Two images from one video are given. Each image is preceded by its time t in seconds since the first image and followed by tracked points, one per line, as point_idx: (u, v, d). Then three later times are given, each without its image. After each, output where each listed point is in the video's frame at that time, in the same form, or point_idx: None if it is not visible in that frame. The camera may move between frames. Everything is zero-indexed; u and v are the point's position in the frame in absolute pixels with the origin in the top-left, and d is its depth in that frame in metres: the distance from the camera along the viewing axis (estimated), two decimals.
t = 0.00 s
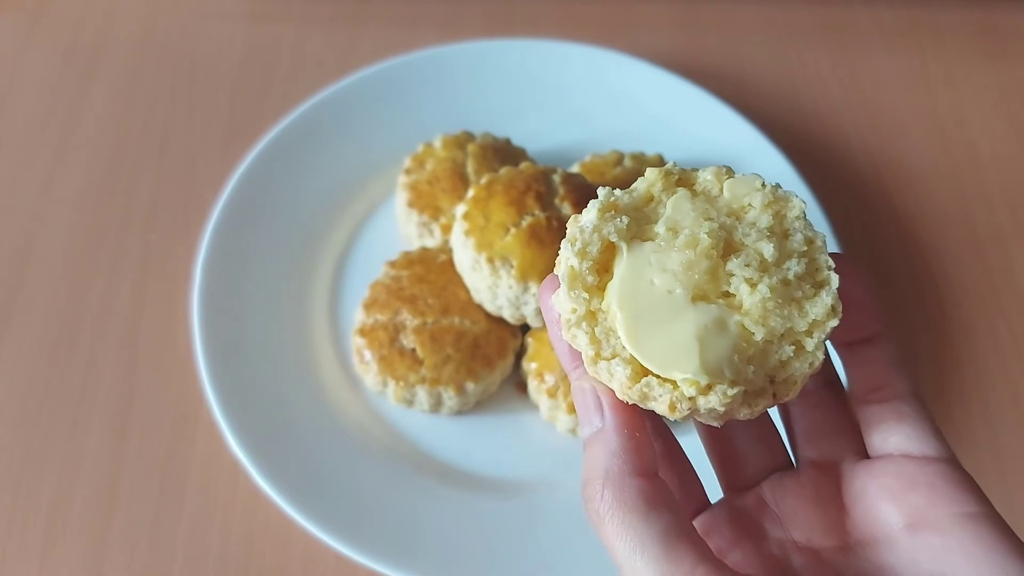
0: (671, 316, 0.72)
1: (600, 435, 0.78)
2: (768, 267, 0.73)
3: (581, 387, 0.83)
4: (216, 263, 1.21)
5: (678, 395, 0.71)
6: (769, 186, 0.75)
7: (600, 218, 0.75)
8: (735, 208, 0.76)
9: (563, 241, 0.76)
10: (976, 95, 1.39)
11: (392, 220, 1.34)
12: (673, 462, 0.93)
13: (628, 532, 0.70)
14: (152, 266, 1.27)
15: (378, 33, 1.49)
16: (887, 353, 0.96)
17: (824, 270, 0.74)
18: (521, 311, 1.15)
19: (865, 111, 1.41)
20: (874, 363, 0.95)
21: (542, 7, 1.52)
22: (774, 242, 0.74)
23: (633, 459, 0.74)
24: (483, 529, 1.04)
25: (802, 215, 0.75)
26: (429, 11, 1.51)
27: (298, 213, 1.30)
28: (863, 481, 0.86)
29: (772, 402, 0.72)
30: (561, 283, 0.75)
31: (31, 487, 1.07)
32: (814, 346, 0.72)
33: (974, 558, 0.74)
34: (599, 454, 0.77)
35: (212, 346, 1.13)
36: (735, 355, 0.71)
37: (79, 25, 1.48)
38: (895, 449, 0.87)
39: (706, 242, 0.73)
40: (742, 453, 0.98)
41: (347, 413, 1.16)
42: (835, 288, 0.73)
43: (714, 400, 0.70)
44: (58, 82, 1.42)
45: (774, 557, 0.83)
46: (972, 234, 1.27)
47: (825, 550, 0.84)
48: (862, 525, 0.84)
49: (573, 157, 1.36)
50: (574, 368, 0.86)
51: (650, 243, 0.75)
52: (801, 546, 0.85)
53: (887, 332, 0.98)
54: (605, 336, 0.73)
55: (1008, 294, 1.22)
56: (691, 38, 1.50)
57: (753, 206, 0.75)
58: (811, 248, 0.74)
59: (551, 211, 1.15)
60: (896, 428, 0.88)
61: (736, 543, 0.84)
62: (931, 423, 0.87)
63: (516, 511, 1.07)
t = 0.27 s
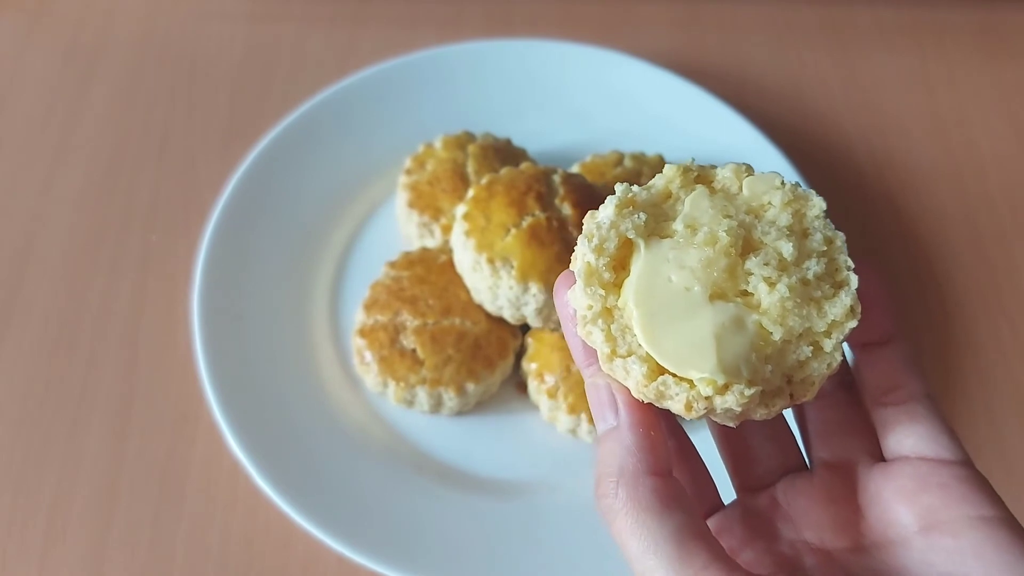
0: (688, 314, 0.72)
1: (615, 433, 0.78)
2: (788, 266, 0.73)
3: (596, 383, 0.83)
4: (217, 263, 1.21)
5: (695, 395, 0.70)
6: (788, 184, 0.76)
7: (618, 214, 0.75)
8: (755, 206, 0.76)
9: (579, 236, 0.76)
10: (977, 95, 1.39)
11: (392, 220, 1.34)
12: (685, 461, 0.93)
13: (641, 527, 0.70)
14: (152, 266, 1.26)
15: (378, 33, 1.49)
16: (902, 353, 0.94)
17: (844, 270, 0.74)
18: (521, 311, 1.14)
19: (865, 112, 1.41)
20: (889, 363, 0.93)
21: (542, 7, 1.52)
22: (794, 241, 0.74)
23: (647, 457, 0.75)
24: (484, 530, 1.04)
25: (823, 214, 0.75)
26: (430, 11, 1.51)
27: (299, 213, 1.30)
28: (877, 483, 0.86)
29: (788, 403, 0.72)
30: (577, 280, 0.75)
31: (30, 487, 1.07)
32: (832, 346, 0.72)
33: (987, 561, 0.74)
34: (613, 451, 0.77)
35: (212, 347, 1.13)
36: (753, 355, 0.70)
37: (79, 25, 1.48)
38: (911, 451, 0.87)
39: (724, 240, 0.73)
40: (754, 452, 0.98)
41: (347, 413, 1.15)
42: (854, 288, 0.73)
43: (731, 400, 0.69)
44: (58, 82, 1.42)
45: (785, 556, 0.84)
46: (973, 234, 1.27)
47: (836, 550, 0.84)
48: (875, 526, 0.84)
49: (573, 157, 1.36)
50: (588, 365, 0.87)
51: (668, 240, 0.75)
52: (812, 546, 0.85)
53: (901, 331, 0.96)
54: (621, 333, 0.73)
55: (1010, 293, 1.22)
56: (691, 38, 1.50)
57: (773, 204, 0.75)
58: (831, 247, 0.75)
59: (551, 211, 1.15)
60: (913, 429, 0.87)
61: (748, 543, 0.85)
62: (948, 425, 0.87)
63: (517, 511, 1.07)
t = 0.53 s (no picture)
0: (693, 320, 0.72)
1: (618, 439, 0.78)
2: (794, 271, 0.73)
3: (598, 389, 0.82)
4: (216, 263, 1.21)
5: (699, 403, 0.70)
6: (795, 187, 0.75)
7: (621, 217, 0.75)
8: (761, 209, 0.76)
9: (582, 240, 0.76)
10: (977, 95, 1.39)
11: (392, 220, 1.34)
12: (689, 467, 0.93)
13: (646, 539, 0.70)
14: (152, 267, 1.26)
15: (378, 33, 1.49)
16: (909, 359, 0.95)
17: (851, 275, 0.74)
18: (521, 311, 1.14)
19: (865, 112, 1.41)
20: (895, 370, 0.94)
21: (542, 7, 1.52)
22: (801, 246, 0.74)
23: (651, 466, 0.74)
24: (484, 530, 1.04)
25: (830, 217, 0.75)
26: (430, 11, 1.51)
27: (298, 213, 1.30)
28: (884, 492, 0.87)
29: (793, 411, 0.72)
30: (580, 284, 0.75)
31: (31, 487, 1.07)
32: (839, 353, 0.72)
33: (996, 570, 0.73)
34: (616, 458, 0.77)
35: (212, 346, 1.13)
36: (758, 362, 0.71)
37: (79, 25, 1.48)
38: (918, 459, 0.87)
39: (731, 245, 0.73)
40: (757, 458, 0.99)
41: (346, 414, 1.16)
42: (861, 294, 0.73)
43: (736, 408, 0.69)
44: (58, 82, 1.42)
45: (790, 564, 0.84)
46: (973, 234, 1.27)
47: (843, 559, 0.84)
48: (881, 536, 0.84)
49: (573, 157, 1.36)
50: (590, 370, 0.86)
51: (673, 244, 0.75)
52: (817, 555, 0.85)
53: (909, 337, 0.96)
54: (624, 339, 0.73)
55: (1010, 293, 1.22)
56: (691, 38, 1.50)
57: (779, 208, 0.75)
58: (838, 252, 0.74)
59: (550, 211, 1.15)
60: (919, 438, 0.88)
61: (753, 551, 0.85)
62: (954, 432, 0.87)
63: (517, 511, 1.07)
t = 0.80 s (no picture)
0: (703, 328, 0.72)
1: (624, 448, 0.78)
2: (804, 279, 0.73)
3: (605, 397, 0.82)
4: (216, 263, 1.21)
5: (708, 411, 0.70)
6: (806, 195, 0.75)
7: (630, 223, 0.75)
8: (771, 215, 0.76)
9: (590, 246, 0.76)
10: (976, 95, 1.39)
11: (392, 220, 1.34)
12: (696, 475, 0.93)
13: (654, 547, 0.70)
14: (153, 267, 1.26)
15: (378, 33, 1.49)
16: (919, 366, 0.95)
17: (862, 283, 0.74)
18: (521, 311, 1.14)
19: (864, 111, 1.41)
20: (905, 377, 0.94)
21: (542, 7, 1.52)
22: (812, 254, 0.74)
23: (658, 474, 0.74)
24: (485, 531, 1.04)
25: (841, 224, 0.75)
26: (430, 11, 1.51)
27: (299, 213, 1.30)
28: (893, 500, 0.87)
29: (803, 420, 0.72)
30: (588, 290, 0.75)
31: (31, 487, 1.07)
32: (850, 362, 0.72)
33: None
34: (623, 466, 0.77)
35: (212, 346, 1.13)
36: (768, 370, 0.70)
37: (79, 24, 1.48)
38: (927, 468, 0.87)
39: (741, 253, 0.73)
40: (766, 466, 0.98)
41: (346, 414, 1.15)
42: (872, 302, 0.73)
43: (746, 417, 0.69)
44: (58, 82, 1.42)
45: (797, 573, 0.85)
46: (973, 234, 1.27)
47: (852, 569, 0.84)
48: (890, 545, 0.84)
49: (573, 157, 1.36)
50: (596, 376, 0.88)
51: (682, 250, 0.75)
52: (825, 564, 0.86)
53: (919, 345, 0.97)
54: (633, 346, 0.73)
55: (1010, 293, 1.22)
56: (691, 38, 1.50)
57: (790, 214, 0.75)
58: (849, 259, 0.74)
59: (551, 211, 1.15)
60: (930, 447, 0.88)
61: (761, 559, 0.86)
62: (965, 441, 0.87)
63: (517, 511, 1.07)
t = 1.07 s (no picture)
0: (704, 331, 0.72)
1: (627, 451, 0.78)
2: (806, 282, 0.73)
3: (608, 398, 0.83)
4: (216, 262, 1.21)
5: (710, 413, 0.70)
6: (808, 198, 0.75)
7: (632, 225, 0.75)
8: (773, 219, 0.75)
9: (592, 248, 0.76)
10: (977, 94, 1.39)
11: (392, 220, 1.34)
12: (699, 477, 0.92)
13: (655, 551, 0.70)
14: (153, 267, 1.26)
15: (378, 33, 1.49)
16: (920, 371, 0.94)
17: (863, 286, 0.73)
18: (521, 311, 1.14)
19: (865, 111, 1.41)
20: (907, 381, 0.94)
21: (542, 8, 1.52)
22: (813, 258, 0.73)
23: (660, 477, 0.74)
24: (484, 531, 1.04)
25: (842, 227, 0.75)
26: (430, 11, 1.51)
27: (299, 214, 1.30)
28: (895, 504, 0.87)
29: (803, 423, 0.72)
30: (589, 292, 0.74)
31: (31, 487, 1.07)
32: (851, 365, 0.72)
33: None
34: (625, 470, 0.77)
35: (212, 346, 1.13)
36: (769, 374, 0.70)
37: (79, 25, 1.48)
38: (929, 471, 0.87)
39: (742, 256, 0.73)
40: (769, 469, 0.98)
41: (346, 414, 1.15)
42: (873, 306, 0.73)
43: (747, 419, 0.69)
44: (58, 82, 1.42)
45: None
46: (973, 233, 1.27)
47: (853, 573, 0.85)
48: (892, 548, 0.84)
49: (573, 156, 1.36)
50: (597, 377, 0.87)
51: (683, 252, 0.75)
52: (828, 567, 0.86)
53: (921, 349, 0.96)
54: (634, 349, 0.73)
55: (1010, 292, 1.22)
56: (691, 38, 1.50)
57: (790, 217, 0.75)
58: (850, 262, 0.74)
59: (551, 210, 1.15)
60: (930, 451, 0.88)
61: (762, 561, 0.86)
62: (966, 446, 0.87)
63: (518, 511, 1.07)
